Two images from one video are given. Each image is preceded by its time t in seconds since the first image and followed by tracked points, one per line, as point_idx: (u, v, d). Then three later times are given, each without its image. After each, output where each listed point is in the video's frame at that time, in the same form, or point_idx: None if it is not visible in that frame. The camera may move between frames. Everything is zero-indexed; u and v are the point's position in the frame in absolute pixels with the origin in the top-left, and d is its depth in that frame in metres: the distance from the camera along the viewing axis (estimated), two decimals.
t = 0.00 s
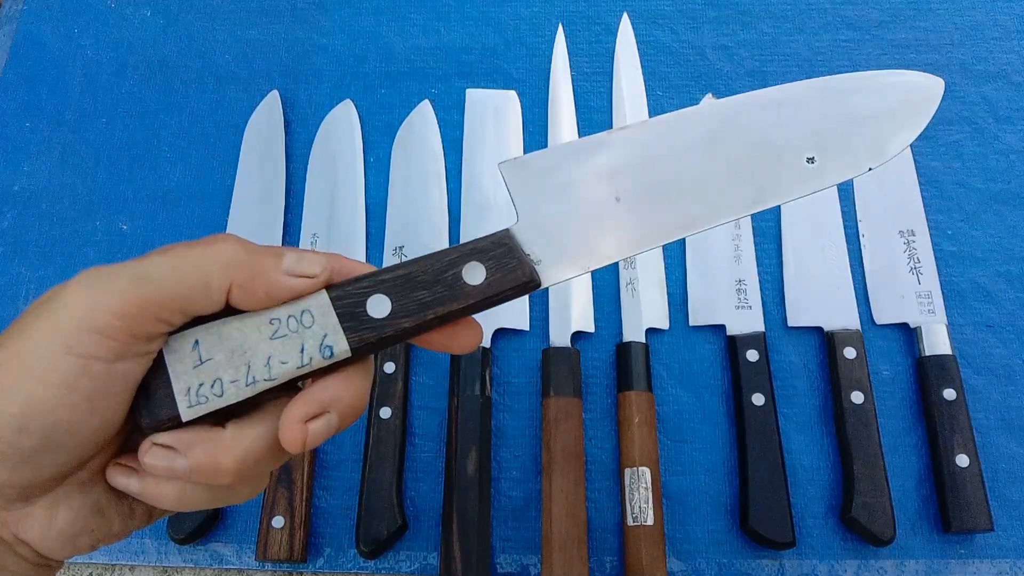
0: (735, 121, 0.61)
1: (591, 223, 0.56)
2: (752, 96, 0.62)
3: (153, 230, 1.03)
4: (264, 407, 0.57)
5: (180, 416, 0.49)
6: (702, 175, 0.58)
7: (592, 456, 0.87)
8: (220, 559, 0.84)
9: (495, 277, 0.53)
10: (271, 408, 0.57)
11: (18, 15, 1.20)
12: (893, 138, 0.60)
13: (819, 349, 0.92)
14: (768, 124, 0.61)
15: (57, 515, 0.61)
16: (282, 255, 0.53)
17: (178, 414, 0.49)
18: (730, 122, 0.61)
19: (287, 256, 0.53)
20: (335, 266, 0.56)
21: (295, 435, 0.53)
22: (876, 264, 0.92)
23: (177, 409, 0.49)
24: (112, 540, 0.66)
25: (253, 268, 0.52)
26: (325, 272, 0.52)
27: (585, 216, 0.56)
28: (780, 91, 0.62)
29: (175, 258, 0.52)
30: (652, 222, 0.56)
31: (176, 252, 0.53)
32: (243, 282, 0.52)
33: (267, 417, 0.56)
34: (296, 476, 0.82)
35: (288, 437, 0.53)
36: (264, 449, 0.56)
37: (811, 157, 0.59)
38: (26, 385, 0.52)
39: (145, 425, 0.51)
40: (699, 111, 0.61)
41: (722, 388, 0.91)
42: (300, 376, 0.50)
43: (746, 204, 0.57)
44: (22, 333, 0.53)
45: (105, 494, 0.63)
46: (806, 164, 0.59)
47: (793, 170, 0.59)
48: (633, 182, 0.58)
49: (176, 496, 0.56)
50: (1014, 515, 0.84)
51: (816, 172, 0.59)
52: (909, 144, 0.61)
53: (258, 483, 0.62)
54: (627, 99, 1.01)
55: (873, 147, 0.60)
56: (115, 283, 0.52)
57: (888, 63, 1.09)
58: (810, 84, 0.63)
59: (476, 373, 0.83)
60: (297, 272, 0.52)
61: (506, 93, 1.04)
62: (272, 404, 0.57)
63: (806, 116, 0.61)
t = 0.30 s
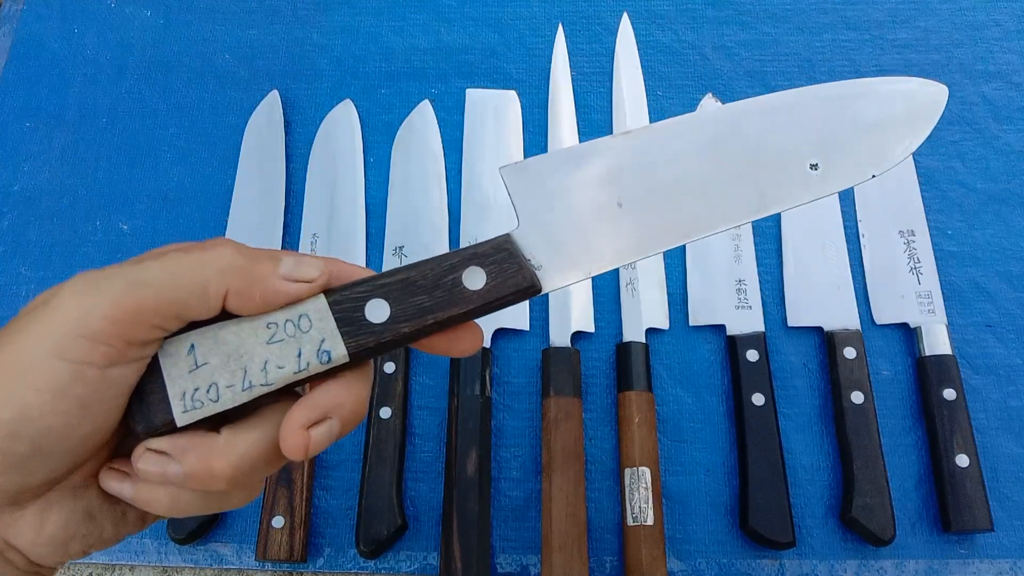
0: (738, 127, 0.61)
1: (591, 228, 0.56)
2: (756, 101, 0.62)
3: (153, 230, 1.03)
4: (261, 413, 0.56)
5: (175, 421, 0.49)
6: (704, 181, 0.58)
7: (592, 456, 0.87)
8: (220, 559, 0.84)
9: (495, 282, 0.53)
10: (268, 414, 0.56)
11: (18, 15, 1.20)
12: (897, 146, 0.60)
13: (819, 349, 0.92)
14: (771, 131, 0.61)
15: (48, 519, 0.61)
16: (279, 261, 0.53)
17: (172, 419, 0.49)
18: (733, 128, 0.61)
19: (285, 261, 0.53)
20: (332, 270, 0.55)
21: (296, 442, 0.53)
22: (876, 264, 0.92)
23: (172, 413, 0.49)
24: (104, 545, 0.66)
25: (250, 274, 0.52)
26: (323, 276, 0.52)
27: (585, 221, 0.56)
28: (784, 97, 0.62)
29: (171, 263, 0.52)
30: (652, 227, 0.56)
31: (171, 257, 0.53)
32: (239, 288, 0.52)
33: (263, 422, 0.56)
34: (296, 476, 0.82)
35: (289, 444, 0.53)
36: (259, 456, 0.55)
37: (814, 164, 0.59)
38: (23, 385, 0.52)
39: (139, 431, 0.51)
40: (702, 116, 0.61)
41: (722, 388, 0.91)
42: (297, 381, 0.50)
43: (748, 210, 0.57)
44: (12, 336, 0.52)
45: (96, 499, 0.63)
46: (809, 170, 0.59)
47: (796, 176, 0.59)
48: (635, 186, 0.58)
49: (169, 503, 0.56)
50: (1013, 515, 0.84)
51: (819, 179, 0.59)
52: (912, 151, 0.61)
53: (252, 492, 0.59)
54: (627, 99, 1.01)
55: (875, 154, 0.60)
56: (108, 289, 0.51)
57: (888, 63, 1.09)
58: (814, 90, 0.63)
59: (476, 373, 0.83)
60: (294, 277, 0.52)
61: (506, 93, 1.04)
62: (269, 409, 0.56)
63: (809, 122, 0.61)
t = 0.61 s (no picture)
0: (733, 110, 0.61)
1: (590, 214, 0.56)
2: (750, 85, 0.62)
3: (153, 230, 1.03)
4: (257, 405, 0.56)
5: (170, 414, 0.49)
6: (701, 166, 0.58)
7: (592, 456, 0.87)
8: (220, 559, 0.84)
9: (492, 268, 0.53)
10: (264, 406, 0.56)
11: (18, 15, 1.20)
12: (892, 128, 0.61)
13: (819, 349, 0.92)
14: (767, 114, 0.61)
15: (42, 516, 0.61)
16: (272, 249, 0.53)
17: (168, 411, 0.49)
18: (729, 112, 0.61)
19: (278, 249, 0.53)
20: (326, 261, 0.56)
21: (295, 433, 0.53)
22: (877, 264, 0.92)
23: (167, 405, 0.49)
24: (99, 543, 0.67)
25: (243, 264, 0.52)
26: (317, 265, 0.53)
27: (584, 208, 0.56)
28: (778, 80, 0.62)
29: (162, 254, 0.52)
30: (652, 212, 0.56)
31: (163, 248, 0.52)
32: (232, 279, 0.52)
33: (258, 415, 0.55)
34: (296, 476, 0.82)
35: (288, 435, 0.53)
36: (254, 449, 0.55)
37: (809, 146, 0.59)
38: (22, 383, 0.52)
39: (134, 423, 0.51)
40: (697, 101, 0.61)
41: (722, 388, 0.91)
42: (294, 371, 0.50)
43: (747, 194, 0.57)
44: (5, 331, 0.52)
45: (91, 495, 0.64)
46: (805, 153, 0.59)
47: (793, 159, 0.59)
48: (633, 172, 0.58)
49: (163, 497, 0.55)
50: (1013, 516, 0.84)
51: (816, 161, 0.59)
52: (908, 132, 0.61)
53: (250, 484, 0.61)
54: (627, 99, 1.01)
55: (871, 136, 0.60)
56: (99, 281, 0.51)
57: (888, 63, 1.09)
58: (808, 73, 0.63)
59: (476, 373, 0.83)
60: (288, 265, 0.52)
61: (506, 93, 1.04)
62: (265, 401, 0.56)
63: (804, 105, 0.61)
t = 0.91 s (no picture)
0: (733, 115, 0.61)
1: (589, 218, 0.56)
2: (750, 90, 0.62)
3: (153, 230, 1.03)
4: (255, 408, 0.56)
5: (168, 416, 0.49)
6: (702, 170, 0.58)
7: (592, 456, 0.87)
8: (220, 559, 0.84)
9: (492, 271, 0.53)
10: (263, 410, 0.56)
11: (18, 15, 1.20)
12: (892, 133, 0.61)
13: (820, 349, 0.92)
14: (767, 119, 0.61)
15: (38, 518, 0.61)
16: (270, 251, 0.53)
17: (165, 413, 0.49)
18: (729, 117, 0.61)
19: (276, 251, 0.52)
20: (324, 262, 0.55)
21: (295, 437, 0.53)
22: (877, 264, 0.92)
23: (165, 408, 0.49)
24: (95, 545, 0.66)
25: (241, 268, 0.51)
26: (316, 266, 0.52)
27: (583, 211, 0.56)
28: (779, 85, 0.62)
29: (160, 257, 0.51)
30: (651, 216, 0.56)
31: (161, 250, 0.52)
32: (231, 282, 0.52)
33: (257, 417, 0.55)
34: (296, 476, 0.82)
35: (288, 439, 0.53)
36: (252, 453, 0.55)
37: (810, 151, 0.59)
38: (21, 383, 0.52)
39: (131, 425, 0.51)
40: (698, 105, 0.61)
41: (722, 388, 0.91)
42: (293, 374, 0.50)
43: (747, 198, 0.57)
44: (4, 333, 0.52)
45: (88, 498, 0.64)
46: (805, 158, 0.59)
47: (793, 164, 0.59)
48: (633, 176, 0.58)
49: (161, 502, 0.56)
50: (1013, 515, 0.84)
51: (815, 166, 0.59)
52: (908, 137, 0.61)
53: (247, 488, 0.61)
54: (627, 99, 1.01)
55: (872, 142, 0.60)
56: (97, 285, 0.51)
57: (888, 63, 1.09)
58: (808, 78, 0.63)
59: (476, 373, 0.83)
60: (285, 268, 0.52)
61: (506, 93, 1.04)
62: (262, 404, 0.56)
63: (805, 110, 0.61)
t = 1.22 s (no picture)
0: (733, 114, 0.61)
1: (589, 217, 0.56)
2: (750, 89, 0.62)
3: (153, 230, 1.03)
4: (254, 408, 0.56)
5: (168, 416, 0.49)
6: (702, 168, 0.58)
7: (592, 456, 0.87)
8: (220, 559, 0.84)
9: (493, 271, 0.53)
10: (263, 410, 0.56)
11: (18, 15, 1.20)
12: (892, 131, 0.61)
13: (819, 349, 0.92)
14: (767, 118, 0.61)
15: (36, 517, 0.61)
16: (269, 251, 0.52)
17: (165, 413, 0.49)
18: (729, 115, 0.61)
19: (275, 251, 0.52)
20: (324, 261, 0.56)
21: (297, 435, 0.52)
22: (877, 265, 0.92)
23: (165, 408, 0.49)
24: (94, 543, 0.66)
25: (240, 267, 0.51)
26: (316, 267, 0.53)
27: (583, 210, 0.56)
28: (778, 84, 0.63)
29: (158, 257, 0.51)
30: (652, 215, 0.56)
31: (159, 250, 0.51)
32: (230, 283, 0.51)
33: (257, 417, 0.55)
34: (296, 476, 0.82)
35: (290, 437, 0.52)
36: (252, 453, 0.55)
37: (810, 150, 0.59)
38: (19, 383, 0.52)
39: (131, 425, 0.51)
40: (697, 104, 0.61)
41: (722, 388, 0.91)
42: (292, 374, 0.50)
43: (747, 196, 0.57)
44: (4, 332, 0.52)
45: (86, 496, 0.64)
46: (805, 156, 0.59)
47: (793, 163, 0.59)
48: (633, 175, 0.58)
49: (160, 501, 0.55)
50: (1013, 515, 0.84)
51: (815, 165, 0.59)
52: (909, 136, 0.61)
53: (246, 489, 0.61)
54: (627, 99, 1.01)
55: (871, 141, 0.60)
56: (94, 284, 0.50)
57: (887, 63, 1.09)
58: (808, 77, 0.63)
59: (476, 373, 0.83)
60: (283, 269, 0.52)
61: (506, 93, 1.04)
62: (262, 403, 0.56)
63: (805, 109, 0.61)
